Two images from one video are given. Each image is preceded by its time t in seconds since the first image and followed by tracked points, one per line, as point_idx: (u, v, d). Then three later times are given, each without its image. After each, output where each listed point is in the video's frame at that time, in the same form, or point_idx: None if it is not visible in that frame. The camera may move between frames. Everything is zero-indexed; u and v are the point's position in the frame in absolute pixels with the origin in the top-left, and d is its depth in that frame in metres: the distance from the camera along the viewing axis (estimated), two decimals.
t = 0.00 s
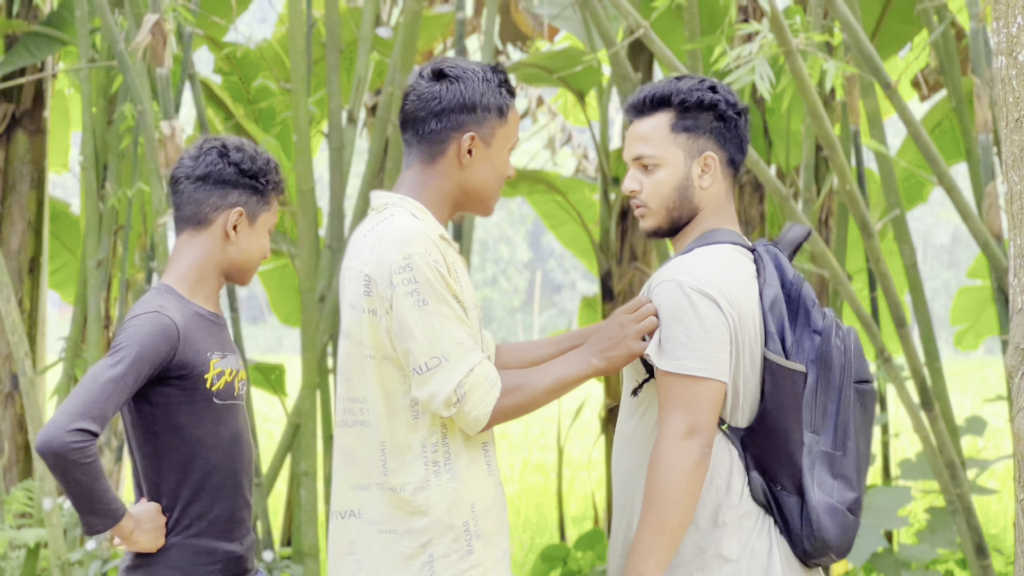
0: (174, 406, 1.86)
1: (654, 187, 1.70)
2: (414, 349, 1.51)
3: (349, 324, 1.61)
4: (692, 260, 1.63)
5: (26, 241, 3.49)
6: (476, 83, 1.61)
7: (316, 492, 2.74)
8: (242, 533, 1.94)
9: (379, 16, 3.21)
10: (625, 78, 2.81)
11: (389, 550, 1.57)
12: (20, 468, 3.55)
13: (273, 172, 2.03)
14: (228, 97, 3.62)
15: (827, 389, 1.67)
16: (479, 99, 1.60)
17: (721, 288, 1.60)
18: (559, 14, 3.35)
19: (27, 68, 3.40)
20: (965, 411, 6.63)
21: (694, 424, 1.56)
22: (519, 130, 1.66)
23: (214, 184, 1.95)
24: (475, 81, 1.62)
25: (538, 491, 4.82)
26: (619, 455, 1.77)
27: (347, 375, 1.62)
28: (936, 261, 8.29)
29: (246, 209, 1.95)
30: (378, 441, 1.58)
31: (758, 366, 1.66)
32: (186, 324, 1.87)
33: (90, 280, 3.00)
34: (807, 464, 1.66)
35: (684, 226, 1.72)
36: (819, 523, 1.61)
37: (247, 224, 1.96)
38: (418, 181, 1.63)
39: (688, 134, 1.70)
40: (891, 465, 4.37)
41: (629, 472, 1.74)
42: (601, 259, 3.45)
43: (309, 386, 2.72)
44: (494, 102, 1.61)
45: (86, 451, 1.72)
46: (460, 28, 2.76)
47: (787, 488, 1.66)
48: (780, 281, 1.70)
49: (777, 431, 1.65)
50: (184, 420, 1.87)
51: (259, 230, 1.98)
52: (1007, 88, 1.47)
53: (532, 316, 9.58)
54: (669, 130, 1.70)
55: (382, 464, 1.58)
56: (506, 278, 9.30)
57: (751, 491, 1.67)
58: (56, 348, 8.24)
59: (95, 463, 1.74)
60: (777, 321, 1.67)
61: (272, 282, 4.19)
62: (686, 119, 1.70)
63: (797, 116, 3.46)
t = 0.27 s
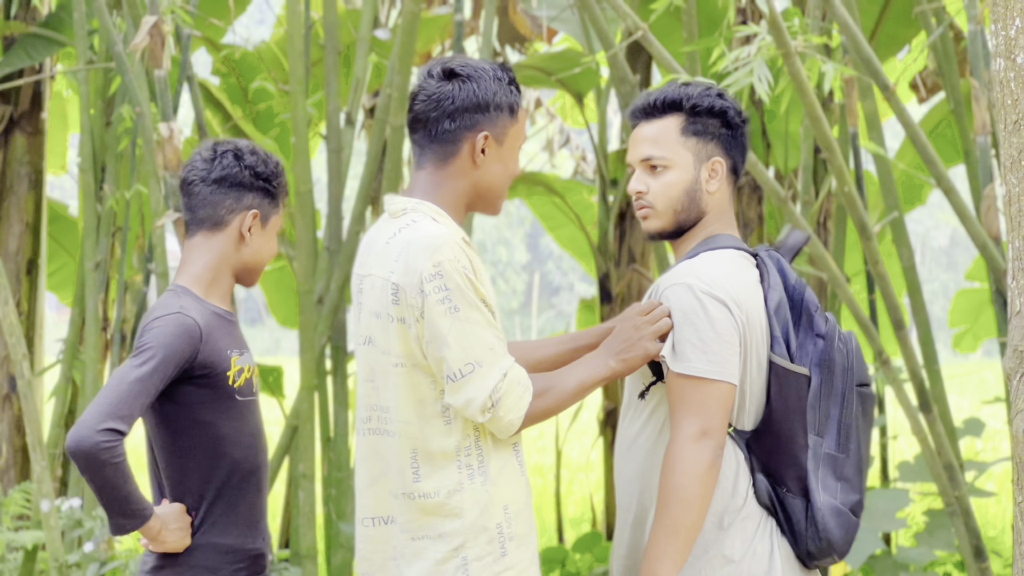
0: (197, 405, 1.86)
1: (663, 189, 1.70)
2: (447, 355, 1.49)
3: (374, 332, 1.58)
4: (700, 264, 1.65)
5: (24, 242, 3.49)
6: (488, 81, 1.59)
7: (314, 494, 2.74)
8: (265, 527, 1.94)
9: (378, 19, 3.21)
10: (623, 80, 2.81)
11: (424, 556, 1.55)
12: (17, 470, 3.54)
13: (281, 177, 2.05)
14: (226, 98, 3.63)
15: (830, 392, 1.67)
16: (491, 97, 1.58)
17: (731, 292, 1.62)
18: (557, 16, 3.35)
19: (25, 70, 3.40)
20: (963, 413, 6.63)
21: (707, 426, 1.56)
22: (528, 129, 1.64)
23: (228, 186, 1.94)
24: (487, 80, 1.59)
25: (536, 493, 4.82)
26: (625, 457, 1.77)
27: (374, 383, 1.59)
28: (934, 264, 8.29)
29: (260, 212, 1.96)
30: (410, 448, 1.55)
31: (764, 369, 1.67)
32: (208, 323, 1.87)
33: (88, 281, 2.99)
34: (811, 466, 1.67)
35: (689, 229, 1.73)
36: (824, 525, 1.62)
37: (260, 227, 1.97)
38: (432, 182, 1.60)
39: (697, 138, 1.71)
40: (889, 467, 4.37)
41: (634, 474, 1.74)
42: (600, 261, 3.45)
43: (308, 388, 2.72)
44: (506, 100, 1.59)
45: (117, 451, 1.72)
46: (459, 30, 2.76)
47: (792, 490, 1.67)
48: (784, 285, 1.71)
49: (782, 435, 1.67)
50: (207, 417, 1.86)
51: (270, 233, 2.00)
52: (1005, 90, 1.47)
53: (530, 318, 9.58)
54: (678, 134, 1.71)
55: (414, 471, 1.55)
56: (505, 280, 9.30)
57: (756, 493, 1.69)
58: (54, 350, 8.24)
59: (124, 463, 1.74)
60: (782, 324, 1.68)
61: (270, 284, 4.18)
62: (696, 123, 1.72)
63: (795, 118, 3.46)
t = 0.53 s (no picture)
0: (224, 404, 1.87)
1: (660, 190, 1.69)
2: (469, 356, 1.43)
3: (392, 332, 1.52)
4: (700, 263, 1.63)
5: (21, 243, 3.48)
6: (508, 84, 1.53)
7: (312, 495, 2.73)
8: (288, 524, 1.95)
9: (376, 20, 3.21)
10: (621, 80, 2.81)
11: (444, 562, 1.49)
12: (14, 470, 3.54)
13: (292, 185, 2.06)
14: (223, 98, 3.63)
15: (830, 391, 1.66)
16: (511, 100, 1.52)
17: (731, 292, 1.60)
18: (555, 16, 3.35)
19: (22, 70, 3.40)
20: (958, 414, 6.64)
21: (711, 426, 1.54)
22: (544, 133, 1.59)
23: (247, 192, 1.94)
24: (507, 81, 1.54)
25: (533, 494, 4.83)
26: (624, 458, 1.76)
27: (389, 385, 1.53)
28: (931, 265, 8.31)
29: (277, 218, 1.97)
30: (431, 451, 1.49)
31: (763, 369, 1.65)
32: (236, 322, 1.88)
33: (86, 282, 2.99)
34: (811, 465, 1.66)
35: (685, 231, 1.72)
36: (827, 523, 1.61)
37: (275, 233, 1.97)
38: (448, 184, 1.54)
39: (694, 140, 1.70)
40: (886, 468, 4.38)
41: (634, 475, 1.73)
42: (598, 261, 3.45)
43: (306, 389, 2.71)
44: (525, 103, 1.54)
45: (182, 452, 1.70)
46: (456, 31, 2.76)
47: (794, 489, 1.65)
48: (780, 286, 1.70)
49: (783, 435, 1.64)
50: (236, 416, 1.87)
51: (283, 238, 2.00)
52: (1002, 91, 1.47)
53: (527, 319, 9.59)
54: (676, 135, 1.70)
55: (436, 474, 1.49)
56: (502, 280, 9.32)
57: (756, 493, 1.68)
58: (51, 350, 8.25)
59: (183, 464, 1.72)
60: (780, 324, 1.66)
61: (267, 284, 4.18)
62: (693, 125, 1.70)
63: (793, 119, 3.47)
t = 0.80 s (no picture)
0: (240, 402, 1.87)
1: (641, 190, 1.69)
2: (465, 360, 1.42)
3: (395, 332, 1.52)
4: (671, 263, 1.64)
5: (18, 243, 3.48)
6: (520, 87, 1.53)
7: (309, 495, 2.73)
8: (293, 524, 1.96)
9: (372, 20, 3.21)
10: (618, 81, 2.80)
11: (447, 566, 1.49)
12: (11, 471, 3.54)
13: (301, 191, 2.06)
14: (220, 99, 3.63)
15: (802, 392, 1.65)
16: (522, 103, 1.52)
17: (701, 291, 1.61)
18: (552, 16, 3.35)
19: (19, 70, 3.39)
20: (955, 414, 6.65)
21: (682, 427, 1.56)
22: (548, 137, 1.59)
23: (264, 198, 1.94)
24: (519, 84, 1.53)
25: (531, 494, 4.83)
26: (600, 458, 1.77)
27: (393, 386, 1.53)
28: (928, 265, 8.32)
29: (290, 224, 1.97)
30: (434, 453, 1.49)
31: (734, 370, 1.66)
32: (253, 319, 1.88)
33: (83, 283, 2.99)
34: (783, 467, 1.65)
35: (666, 229, 1.72)
36: (795, 525, 1.60)
37: (288, 239, 1.98)
38: (455, 185, 1.53)
39: (673, 139, 1.70)
40: (883, 468, 4.38)
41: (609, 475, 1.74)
42: (595, 262, 3.45)
43: (303, 389, 2.71)
44: (534, 106, 1.54)
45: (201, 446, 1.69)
46: (453, 31, 2.76)
47: (762, 491, 1.64)
48: (756, 287, 1.69)
49: (751, 436, 1.64)
50: (252, 414, 1.87)
51: (294, 244, 2.01)
52: (999, 91, 1.46)
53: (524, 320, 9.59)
54: (655, 134, 1.69)
55: (437, 476, 1.49)
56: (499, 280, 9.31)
57: (726, 494, 1.67)
58: (47, 351, 8.23)
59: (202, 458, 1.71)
60: (753, 325, 1.66)
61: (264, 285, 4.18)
62: (672, 124, 1.70)
63: (790, 119, 3.47)
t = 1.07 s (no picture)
0: (260, 401, 1.87)
1: (624, 188, 1.68)
2: (447, 357, 1.42)
3: (379, 329, 1.51)
4: (649, 260, 1.64)
5: (15, 242, 3.47)
6: (509, 87, 1.52)
7: (307, 495, 2.73)
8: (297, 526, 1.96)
9: (370, 20, 3.20)
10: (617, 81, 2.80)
11: (429, 564, 1.48)
12: (8, 472, 3.53)
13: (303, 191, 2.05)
14: (218, 99, 3.63)
15: (782, 392, 1.64)
16: (511, 102, 1.51)
17: (679, 288, 1.61)
18: (550, 17, 3.35)
19: (17, 70, 3.39)
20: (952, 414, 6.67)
21: (656, 424, 1.57)
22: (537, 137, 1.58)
23: (270, 195, 1.93)
24: (508, 84, 1.53)
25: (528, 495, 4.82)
26: (579, 454, 1.77)
27: (377, 383, 1.53)
28: (926, 266, 8.33)
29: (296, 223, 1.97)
30: (416, 450, 1.49)
31: (713, 368, 1.65)
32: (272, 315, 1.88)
33: (81, 283, 2.98)
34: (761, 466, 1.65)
35: (650, 228, 1.72)
36: (772, 524, 1.59)
37: (294, 238, 1.97)
38: (441, 182, 1.52)
39: (657, 137, 1.69)
40: (881, 469, 4.39)
41: (586, 471, 1.74)
42: (592, 262, 3.45)
43: (300, 390, 2.71)
44: (523, 107, 1.53)
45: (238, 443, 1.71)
46: (451, 31, 2.75)
47: (741, 489, 1.65)
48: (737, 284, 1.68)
49: (732, 434, 1.64)
50: (270, 414, 1.88)
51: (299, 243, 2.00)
52: (999, 91, 1.46)
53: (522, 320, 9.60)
54: (638, 132, 1.69)
55: (420, 473, 1.49)
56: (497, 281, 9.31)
57: (704, 491, 1.68)
58: (44, 350, 8.25)
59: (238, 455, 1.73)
60: (733, 323, 1.65)
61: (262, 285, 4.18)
62: (655, 122, 1.69)
63: (788, 119, 3.47)
